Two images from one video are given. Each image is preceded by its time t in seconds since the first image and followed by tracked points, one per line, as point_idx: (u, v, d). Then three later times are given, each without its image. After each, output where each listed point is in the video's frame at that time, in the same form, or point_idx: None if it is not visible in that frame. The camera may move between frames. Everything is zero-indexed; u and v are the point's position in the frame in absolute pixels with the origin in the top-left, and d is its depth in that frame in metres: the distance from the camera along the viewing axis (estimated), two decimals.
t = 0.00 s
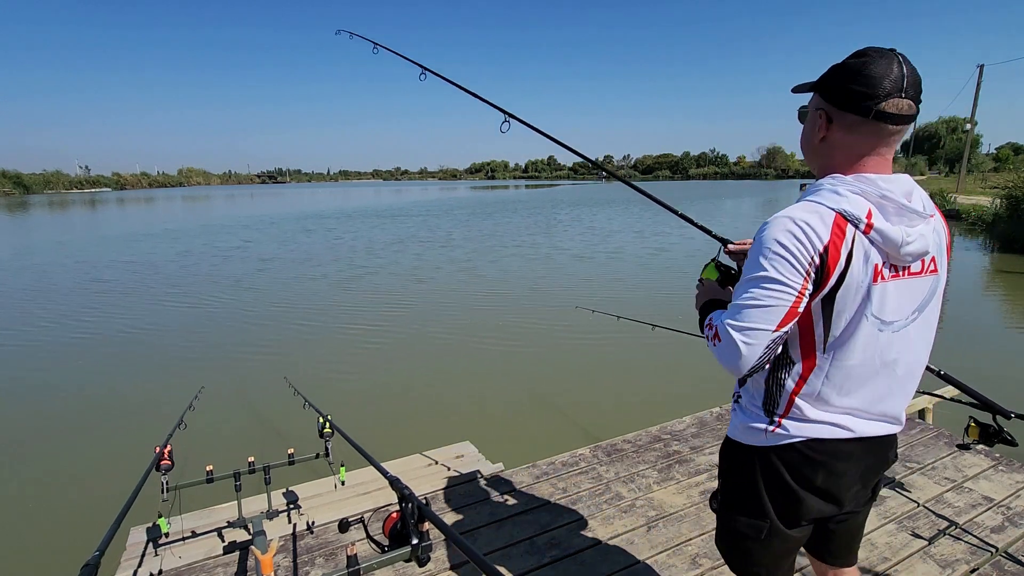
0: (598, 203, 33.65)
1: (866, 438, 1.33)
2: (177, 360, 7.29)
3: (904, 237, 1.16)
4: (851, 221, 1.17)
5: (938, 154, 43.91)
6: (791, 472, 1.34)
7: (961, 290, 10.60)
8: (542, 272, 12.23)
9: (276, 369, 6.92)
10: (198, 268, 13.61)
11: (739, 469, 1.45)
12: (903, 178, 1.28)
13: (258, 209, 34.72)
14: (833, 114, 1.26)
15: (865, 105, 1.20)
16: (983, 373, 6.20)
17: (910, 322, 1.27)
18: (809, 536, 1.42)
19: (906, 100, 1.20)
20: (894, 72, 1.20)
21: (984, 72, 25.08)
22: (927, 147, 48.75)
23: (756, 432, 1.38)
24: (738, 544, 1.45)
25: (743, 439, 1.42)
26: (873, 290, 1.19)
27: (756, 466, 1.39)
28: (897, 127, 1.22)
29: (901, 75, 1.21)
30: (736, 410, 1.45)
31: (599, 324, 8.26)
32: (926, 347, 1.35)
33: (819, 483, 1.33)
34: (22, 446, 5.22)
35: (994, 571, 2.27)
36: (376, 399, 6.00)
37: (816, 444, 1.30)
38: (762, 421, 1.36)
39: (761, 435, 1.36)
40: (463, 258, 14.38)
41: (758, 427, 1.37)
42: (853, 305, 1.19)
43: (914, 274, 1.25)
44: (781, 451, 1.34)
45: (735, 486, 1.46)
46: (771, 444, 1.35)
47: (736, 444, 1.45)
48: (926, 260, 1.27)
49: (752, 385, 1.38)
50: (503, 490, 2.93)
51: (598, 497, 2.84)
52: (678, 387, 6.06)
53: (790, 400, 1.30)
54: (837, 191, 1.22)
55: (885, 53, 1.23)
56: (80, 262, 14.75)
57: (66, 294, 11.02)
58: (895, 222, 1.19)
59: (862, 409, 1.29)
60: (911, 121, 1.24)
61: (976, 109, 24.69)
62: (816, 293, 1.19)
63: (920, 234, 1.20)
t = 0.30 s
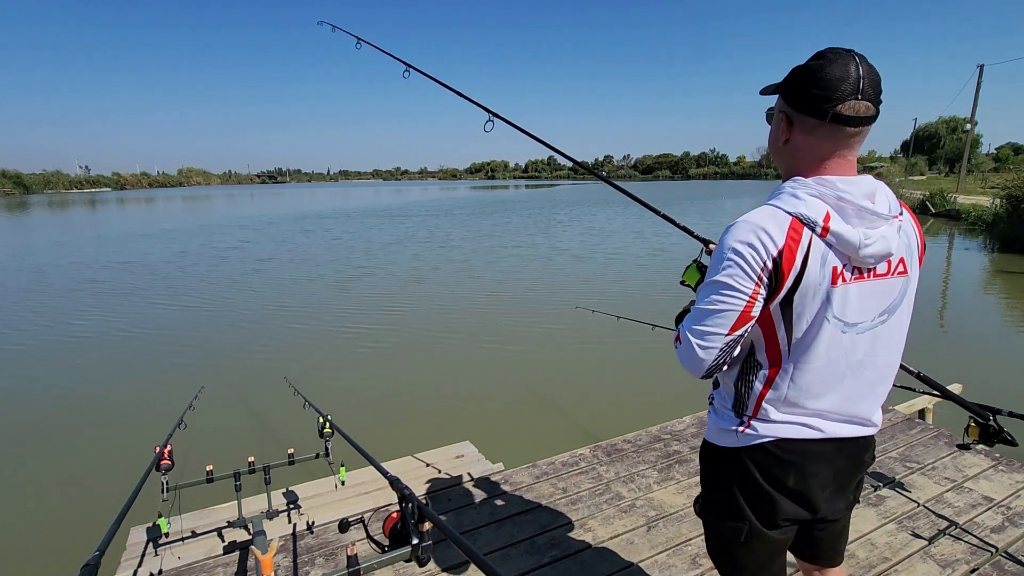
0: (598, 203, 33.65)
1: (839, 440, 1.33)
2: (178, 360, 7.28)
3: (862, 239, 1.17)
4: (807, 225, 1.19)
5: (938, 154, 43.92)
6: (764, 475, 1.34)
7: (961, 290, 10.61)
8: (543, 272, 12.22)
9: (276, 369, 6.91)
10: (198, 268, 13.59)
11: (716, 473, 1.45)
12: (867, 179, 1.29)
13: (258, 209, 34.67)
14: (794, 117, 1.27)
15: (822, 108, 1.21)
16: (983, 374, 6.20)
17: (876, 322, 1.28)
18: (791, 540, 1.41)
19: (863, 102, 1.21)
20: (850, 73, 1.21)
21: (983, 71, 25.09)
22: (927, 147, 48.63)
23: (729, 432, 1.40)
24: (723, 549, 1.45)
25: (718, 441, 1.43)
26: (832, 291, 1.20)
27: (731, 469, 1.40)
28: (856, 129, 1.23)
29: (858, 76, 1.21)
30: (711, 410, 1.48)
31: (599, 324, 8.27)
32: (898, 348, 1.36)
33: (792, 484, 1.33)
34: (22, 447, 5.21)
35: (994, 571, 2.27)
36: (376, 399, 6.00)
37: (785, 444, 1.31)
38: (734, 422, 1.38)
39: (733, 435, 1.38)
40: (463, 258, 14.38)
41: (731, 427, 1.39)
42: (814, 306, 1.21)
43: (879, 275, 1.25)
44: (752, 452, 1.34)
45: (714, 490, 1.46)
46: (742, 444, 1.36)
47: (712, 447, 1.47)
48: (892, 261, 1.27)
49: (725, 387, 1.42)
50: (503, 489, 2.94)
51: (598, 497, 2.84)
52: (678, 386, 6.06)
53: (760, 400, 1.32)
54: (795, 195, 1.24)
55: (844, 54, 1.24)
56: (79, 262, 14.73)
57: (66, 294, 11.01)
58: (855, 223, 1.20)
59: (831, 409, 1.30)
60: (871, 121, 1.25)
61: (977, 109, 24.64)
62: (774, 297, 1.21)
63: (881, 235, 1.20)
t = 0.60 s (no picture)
0: (598, 203, 33.65)
1: (825, 437, 1.33)
2: (179, 360, 7.29)
3: (840, 240, 1.17)
4: (785, 226, 1.19)
5: (938, 154, 43.91)
6: (752, 474, 1.34)
7: (961, 290, 10.60)
8: (543, 273, 12.22)
9: (276, 369, 6.91)
10: (198, 268, 13.58)
11: (705, 473, 1.46)
12: (845, 179, 1.29)
13: (258, 209, 34.65)
14: (773, 120, 1.28)
15: (799, 112, 1.22)
16: (983, 374, 6.20)
17: (857, 320, 1.28)
18: (783, 538, 1.41)
19: (840, 106, 1.21)
20: (828, 75, 1.21)
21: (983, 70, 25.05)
22: (927, 147, 48.61)
23: (715, 432, 1.40)
24: (716, 549, 1.45)
25: (706, 441, 1.43)
26: (811, 292, 1.21)
27: (719, 468, 1.40)
28: (833, 132, 1.23)
29: (835, 80, 1.21)
30: (698, 411, 1.48)
31: (599, 325, 8.27)
32: (882, 345, 1.36)
33: (780, 483, 1.33)
34: (22, 447, 5.21)
35: (994, 571, 2.27)
36: (376, 399, 5.99)
37: (771, 443, 1.31)
38: (720, 422, 1.38)
39: (719, 435, 1.38)
40: (463, 258, 14.37)
41: (716, 427, 1.40)
42: (794, 307, 1.22)
43: (859, 273, 1.26)
44: (739, 451, 1.35)
45: (704, 490, 1.47)
46: (729, 443, 1.36)
47: (700, 447, 1.47)
48: (873, 259, 1.28)
49: (711, 389, 1.42)
50: (503, 490, 2.93)
51: (598, 497, 2.84)
52: (678, 387, 6.06)
53: (744, 400, 1.32)
54: (773, 197, 1.24)
55: (822, 55, 1.24)
56: (79, 262, 14.72)
57: (66, 294, 11.00)
58: (833, 224, 1.21)
59: (815, 408, 1.30)
60: (849, 123, 1.25)
61: (977, 109, 24.60)
62: (754, 298, 1.22)
63: (860, 234, 1.21)
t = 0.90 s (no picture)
0: (598, 203, 33.64)
1: (824, 437, 1.33)
2: (179, 360, 7.28)
3: (832, 241, 1.18)
4: (777, 229, 1.19)
5: (938, 154, 43.89)
6: (751, 474, 1.34)
7: (961, 290, 10.61)
8: (543, 273, 12.21)
9: (276, 369, 6.91)
10: (198, 268, 13.56)
11: (703, 474, 1.46)
12: (839, 180, 1.30)
13: (258, 209, 34.59)
14: (767, 121, 1.28)
15: (792, 114, 1.22)
16: (982, 374, 6.20)
17: (852, 320, 1.28)
18: (781, 538, 1.40)
19: (833, 109, 1.21)
20: (821, 77, 1.21)
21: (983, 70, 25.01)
22: (927, 147, 48.60)
23: (713, 434, 1.40)
24: (715, 550, 1.45)
25: (704, 442, 1.44)
26: (803, 294, 1.21)
27: (717, 470, 1.40)
28: (826, 135, 1.23)
29: (828, 82, 1.21)
30: (696, 412, 1.47)
31: (599, 325, 8.26)
32: (878, 344, 1.36)
33: (778, 483, 1.33)
34: (21, 447, 5.21)
35: (994, 571, 2.27)
36: (376, 399, 5.99)
37: (769, 443, 1.31)
38: (718, 423, 1.38)
39: (717, 436, 1.38)
40: (463, 259, 14.36)
41: (714, 429, 1.39)
42: (788, 308, 1.22)
43: (854, 273, 1.26)
44: (737, 452, 1.34)
45: (702, 490, 1.47)
46: (727, 444, 1.36)
47: (698, 448, 1.47)
48: (867, 259, 1.28)
49: (709, 390, 1.42)
50: (503, 490, 2.93)
51: (598, 496, 2.84)
52: (678, 386, 6.07)
53: (742, 401, 1.32)
54: (765, 199, 1.25)
55: (816, 57, 1.23)
56: (79, 262, 14.70)
57: (66, 294, 10.99)
58: (825, 225, 1.22)
59: (813, 408, 1.30)
60: (844, 125, 1.25)
61: (977, 108, 24.60)
62: (746, 300, 1.22)
63: (852, 235, 1.21)
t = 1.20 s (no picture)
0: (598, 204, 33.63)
1: (817, 438, 1.33)
2: (179, 360, 7.28)
3: (819, 237, 1.18)
4: (763, 225, 1.21)
5: (938, 154, 43.89)
6: (744, 475, 1.34)
7: (961, 290, 10.61)
8: (543, 273, 12.20)
9: (276, 369, 6.91)
10: (198, 268, 13.55)
11: (699, 474, 1.46)
12: (832, 179, 1.30)
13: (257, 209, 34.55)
14: (764, 120, 1.28)
15: (789, 114, 1.22)
16: (983, 374, 6.20)
17: (845, 319, 1.28)
18: (779, 539, 1.40)
19: (829, 110, 1.21)
20: (820, 77, 1.20)
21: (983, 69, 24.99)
22: (927, 146, 48.55)
23: (707, 432, 1.40)
24: (711, 550, 1.45)
25: (699, 441, 1.44)
26: (791, 290, 1.21)
27: (712, 469, 1.41)
28: (821, 135, 1.23)
29: (826, 83, 1.21)
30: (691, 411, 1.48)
31: (599, 325, 8.26)
32: (874, 342, 1.36)
33: (771, 483, 1.33)
34: (22, 447, 5.21)
35: (993, 571, 2.27)
36: (376, 399, 5.99)
37: (761, 443, 1.31)
38: (711, 422, 1.38)
39: (711, 435, 1.39)
40: (463, 259, 14.35)
41: (708, 428, 1.40)
42: (776, 306, 1.22)
43: (845, 271, 1.26)
44: (730, 451, 1.35)
45: (698, 490, 1.47)
46: (721, 443, 1.37)
47: (693, 448, 1.47)
48: (859, 258, 1.27)
49: (703, 388, 1.42)
50: (502, 490, 2.93)
51: (598, 497, 2.84)
52: (678, 387, 6.06)
53: (733, 398, 1.33)
54: (754, 197, 1.26)
55: (816, 57, 1.23)
56: (79, 262, 14.68)
57: (66, 294, 10.98)
58: (813, 222, 1.22)
59: (804, 407, 1.30)
60: (840, 127, 1.25)
61: (977, 107, 24.56)
62: (732, 296, 1.24)
63: (841, 233, 1.21)
